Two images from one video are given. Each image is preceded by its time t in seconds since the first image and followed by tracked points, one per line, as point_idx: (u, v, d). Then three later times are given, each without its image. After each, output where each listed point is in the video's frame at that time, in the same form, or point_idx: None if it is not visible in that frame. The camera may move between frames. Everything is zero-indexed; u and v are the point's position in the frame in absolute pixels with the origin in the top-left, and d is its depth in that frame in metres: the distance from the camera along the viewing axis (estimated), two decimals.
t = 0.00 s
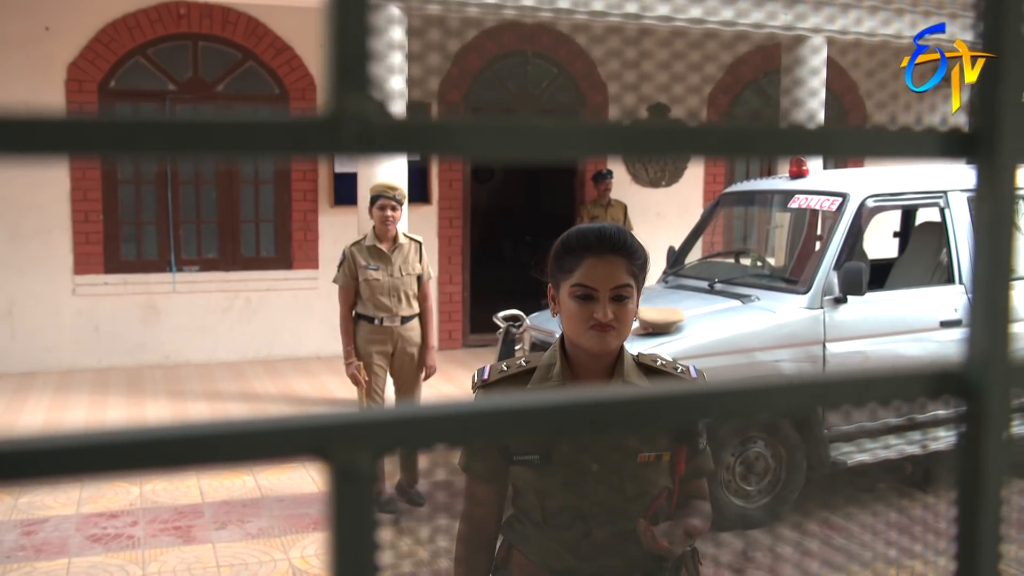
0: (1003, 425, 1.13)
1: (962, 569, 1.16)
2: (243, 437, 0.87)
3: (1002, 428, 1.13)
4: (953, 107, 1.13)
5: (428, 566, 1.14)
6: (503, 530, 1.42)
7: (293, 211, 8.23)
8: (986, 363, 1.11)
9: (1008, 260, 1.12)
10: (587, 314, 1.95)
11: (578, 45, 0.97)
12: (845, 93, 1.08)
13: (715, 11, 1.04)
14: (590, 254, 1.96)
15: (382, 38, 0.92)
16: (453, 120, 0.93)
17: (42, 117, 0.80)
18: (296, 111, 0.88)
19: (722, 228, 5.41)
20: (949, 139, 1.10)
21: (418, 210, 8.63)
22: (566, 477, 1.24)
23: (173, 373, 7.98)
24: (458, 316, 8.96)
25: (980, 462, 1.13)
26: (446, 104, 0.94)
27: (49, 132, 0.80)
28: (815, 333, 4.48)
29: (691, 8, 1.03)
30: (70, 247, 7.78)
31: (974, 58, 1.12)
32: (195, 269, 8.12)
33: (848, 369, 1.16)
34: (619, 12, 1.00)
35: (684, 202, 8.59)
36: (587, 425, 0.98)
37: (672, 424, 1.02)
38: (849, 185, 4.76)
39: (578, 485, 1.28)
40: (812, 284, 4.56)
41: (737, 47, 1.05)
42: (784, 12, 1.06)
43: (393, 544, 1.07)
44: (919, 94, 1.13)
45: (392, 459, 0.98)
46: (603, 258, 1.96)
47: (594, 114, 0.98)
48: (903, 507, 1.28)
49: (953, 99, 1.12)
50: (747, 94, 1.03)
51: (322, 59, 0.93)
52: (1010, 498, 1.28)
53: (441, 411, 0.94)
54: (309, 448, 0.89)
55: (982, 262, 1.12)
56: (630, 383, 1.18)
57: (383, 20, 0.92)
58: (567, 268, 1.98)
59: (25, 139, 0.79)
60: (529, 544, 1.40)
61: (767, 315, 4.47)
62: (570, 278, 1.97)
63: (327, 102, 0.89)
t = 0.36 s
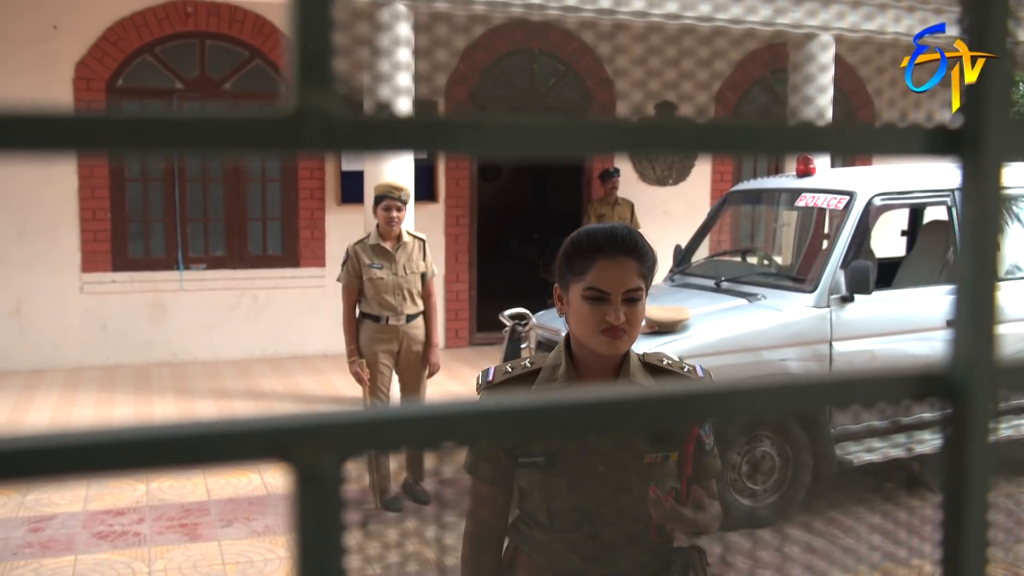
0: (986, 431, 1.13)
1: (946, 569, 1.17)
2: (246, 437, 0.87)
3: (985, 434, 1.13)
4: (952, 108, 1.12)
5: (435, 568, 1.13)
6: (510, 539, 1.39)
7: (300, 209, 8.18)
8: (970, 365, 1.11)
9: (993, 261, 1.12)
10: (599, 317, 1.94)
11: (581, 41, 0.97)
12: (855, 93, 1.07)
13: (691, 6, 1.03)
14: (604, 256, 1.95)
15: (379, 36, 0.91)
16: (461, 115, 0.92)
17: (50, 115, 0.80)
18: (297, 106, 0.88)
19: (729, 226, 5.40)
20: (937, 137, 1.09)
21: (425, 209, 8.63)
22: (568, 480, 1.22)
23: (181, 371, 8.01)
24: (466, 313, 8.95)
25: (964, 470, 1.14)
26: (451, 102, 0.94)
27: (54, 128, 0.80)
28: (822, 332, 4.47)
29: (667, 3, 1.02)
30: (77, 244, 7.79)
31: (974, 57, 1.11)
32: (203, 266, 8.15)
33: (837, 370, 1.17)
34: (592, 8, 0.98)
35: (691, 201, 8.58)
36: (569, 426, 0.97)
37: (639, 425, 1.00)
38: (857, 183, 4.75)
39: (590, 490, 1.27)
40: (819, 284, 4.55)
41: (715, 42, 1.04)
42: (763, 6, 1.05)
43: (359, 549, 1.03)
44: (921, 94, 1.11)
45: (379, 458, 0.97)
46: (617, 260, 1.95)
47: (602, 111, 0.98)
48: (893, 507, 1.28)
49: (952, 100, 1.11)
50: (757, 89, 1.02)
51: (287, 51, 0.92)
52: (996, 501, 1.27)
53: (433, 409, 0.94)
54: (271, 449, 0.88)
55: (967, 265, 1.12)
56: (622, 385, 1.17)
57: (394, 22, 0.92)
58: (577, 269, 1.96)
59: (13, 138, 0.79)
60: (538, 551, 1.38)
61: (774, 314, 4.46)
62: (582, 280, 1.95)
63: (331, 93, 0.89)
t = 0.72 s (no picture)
0: (964, 432, 1.12)
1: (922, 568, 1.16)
2: (226, 439, 0.87)
3: (963, 435, 1.12)
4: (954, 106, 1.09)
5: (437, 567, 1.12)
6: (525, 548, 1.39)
7: (303, 207, 8.16)
8: (948, 366, 1.10)
9: (973, 264, 1.10)
10: (604, 306, 1.92)
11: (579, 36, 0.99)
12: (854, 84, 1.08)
13: None
14: (610, 243, 1.91)
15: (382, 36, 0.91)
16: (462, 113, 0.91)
17: (48, 114, 0.80)
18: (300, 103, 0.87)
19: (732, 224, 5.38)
20: (921, 132, 1.08)
21: (428, 206, 8.63)
22: (575, 479, 1.20)
23: (183, 368, 8.03)
24: (469, 311, 8.94)
25: (941, 472, 1.13)
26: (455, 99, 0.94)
27: (55, 124, 0.80)
28: (825, 330, 4.47)
29: None
30: (81, 242, 7.80)
31: (973, 58, 1.10)
32: (205, 264, 8.13)
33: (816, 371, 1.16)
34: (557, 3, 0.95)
35: (695, 198, 8.56)
36: (546, 429, 0.96)
37: (610, 429, 0.98)
38: (859, 181, 4.72)
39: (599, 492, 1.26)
40: (822, 281, 4.54)
41: (699, 39, 1.04)
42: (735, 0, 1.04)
43: (320, 553, 1.02)
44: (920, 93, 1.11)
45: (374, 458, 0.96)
46: (624, 248, 1.91)
47: (605, 107, 0.98)
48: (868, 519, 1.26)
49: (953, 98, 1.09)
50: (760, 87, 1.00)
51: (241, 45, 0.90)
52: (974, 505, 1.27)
53: (412, 413, 0.92)
54: (230, 452, 0.87)
55: (945, 264, 1.11)
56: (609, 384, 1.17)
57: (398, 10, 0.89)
58: (586, 257, 1.93)
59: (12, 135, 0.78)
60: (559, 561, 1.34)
61: (777, 312, 4.46)
62: (589, 268, 1.92)
63: (332, 93, 0.89)
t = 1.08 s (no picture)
0: (937, 435, 1.10)
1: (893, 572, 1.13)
2: (217, 441, 0.86)
3: (936, 438, 1.10)
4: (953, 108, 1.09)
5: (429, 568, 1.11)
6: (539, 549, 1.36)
7: (304, 203, 8.13)
8: (919, 368, 1.09)
9: (945, 267, 1.08)
10: (605, 312, 1.92)
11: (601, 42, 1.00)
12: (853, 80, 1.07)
13: None
14: (608, 248, 1.90)
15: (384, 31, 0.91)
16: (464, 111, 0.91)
17: (45, 112, 0.79)
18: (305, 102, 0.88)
19: (734, 221, 5.39)
20: (905, 128, 1.06)
21: (430, 203, 8.64)
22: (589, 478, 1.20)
23: (184, 364, 8.04)
24: (469, 308, 8.94)
25: (911, 475, 1.10)
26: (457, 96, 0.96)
27: (59, 124, 0.80)
28: (826, 327, 4.47)
29: None
30: (82, 239, 7.81)
31: (972, 56, 1.12)
32: (207, 261, 8.13)
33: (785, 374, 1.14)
34: None
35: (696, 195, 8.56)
36: (508, 434, 0.95)
37: (572, 432, 0.96)
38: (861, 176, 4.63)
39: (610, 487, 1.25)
40: (823, 278, 4.55)
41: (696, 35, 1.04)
42: None
43: (273, 561, 0.98)
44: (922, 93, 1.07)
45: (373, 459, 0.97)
46: (622, 252, 1.89)
47: (607, 105, 0.98)
48: (842, 519, 1.27)
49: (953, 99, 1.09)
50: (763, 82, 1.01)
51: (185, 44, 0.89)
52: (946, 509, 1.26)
53: (411, 410, 0.92)
54: (175, 458, 0.85)
55: (916, 265, 1.08)
56: (583, 387, 1.16)
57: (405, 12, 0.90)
58: (588, 262, 1.93)
59: None
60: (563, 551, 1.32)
61: (777, 309, 4.46)
62: (591, 273, 1.93)
63: (334, 91, 0.90)
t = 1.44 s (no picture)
0: (913, 435, 1.07)
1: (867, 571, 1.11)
2: (201, 444, 0.85)
3: (911, 439, 1.08)
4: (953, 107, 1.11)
5: (427, 568, 1.07)
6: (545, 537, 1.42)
7: (306, 198, 8.11)
8: (893, 369, 1.06)
9: (919, 267, 1.05)
10: (611, 311, 1.91)
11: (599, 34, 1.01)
12: (854, 74, 1.05)
13: None
14: (613, 247, 1.90)
15: (395, 32, 0.92)
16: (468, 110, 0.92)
17: (42, 109, 0.79)
18: (306, 99, 0.88)
19: (735, 216, 5.40)
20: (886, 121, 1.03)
21: (431, 198, 8.63)
22: (598, 481, 1.19)
23: (186, 359, 8.05)
24: (470, 303, 8.95)
25: (885, 477, 1.08)
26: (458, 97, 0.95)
27: (64, 124, 0.80)
28: (826, 323, 4.46)
29: None
30: (84, 233, 7.83)
31: (973, 56, 1.14)
32: (208, 255, 8.12)
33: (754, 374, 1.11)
34: None
35: (698, 190, 8.54)
36: (470, 438, 0.92)
37: (530, 438, 0.94)
38: (861, 173, 4.67)
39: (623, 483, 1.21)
40: (823, 274, 4.54)
41: (704, 33, 1.03)
42: None
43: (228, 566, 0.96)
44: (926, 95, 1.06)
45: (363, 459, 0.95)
46: (627, 251, 1.90)
47: (607, 103, 0.98)
48: (827, 519, 1.27)
49: (953, 99, 1.11)
50: (763, 79, 1.02)
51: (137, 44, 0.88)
52: (922, 511, 1.23)
53: (404, 415, 0.90)
54: (121, 464, 0.83)
55: (889, 263, 1.05)
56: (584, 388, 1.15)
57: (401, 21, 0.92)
58: (593, 262, 1.93)
59: None
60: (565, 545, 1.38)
61: (778, 305, 4.46)
62: (596, 272, 1.93)
63: (336, 85, 0.90)
